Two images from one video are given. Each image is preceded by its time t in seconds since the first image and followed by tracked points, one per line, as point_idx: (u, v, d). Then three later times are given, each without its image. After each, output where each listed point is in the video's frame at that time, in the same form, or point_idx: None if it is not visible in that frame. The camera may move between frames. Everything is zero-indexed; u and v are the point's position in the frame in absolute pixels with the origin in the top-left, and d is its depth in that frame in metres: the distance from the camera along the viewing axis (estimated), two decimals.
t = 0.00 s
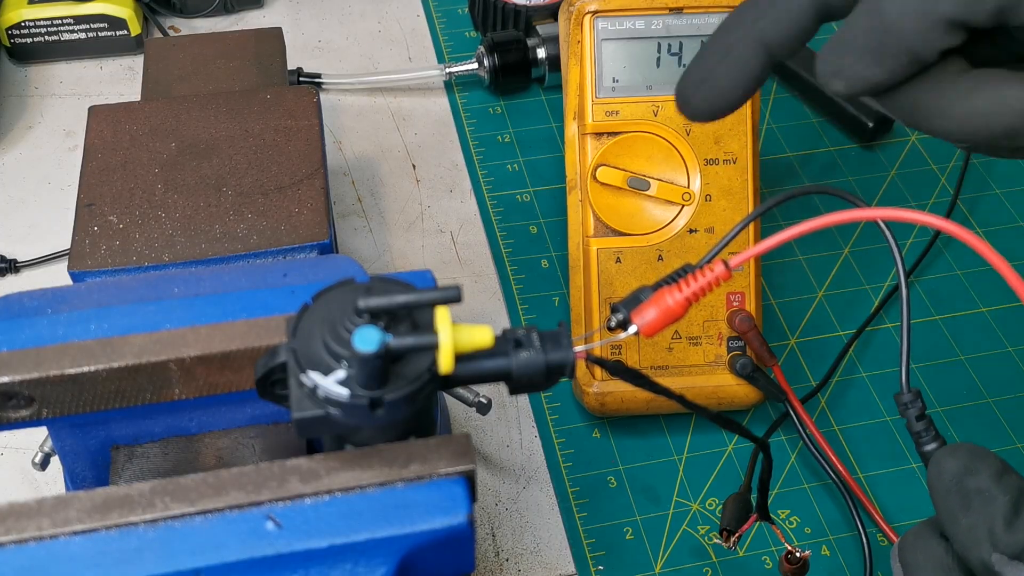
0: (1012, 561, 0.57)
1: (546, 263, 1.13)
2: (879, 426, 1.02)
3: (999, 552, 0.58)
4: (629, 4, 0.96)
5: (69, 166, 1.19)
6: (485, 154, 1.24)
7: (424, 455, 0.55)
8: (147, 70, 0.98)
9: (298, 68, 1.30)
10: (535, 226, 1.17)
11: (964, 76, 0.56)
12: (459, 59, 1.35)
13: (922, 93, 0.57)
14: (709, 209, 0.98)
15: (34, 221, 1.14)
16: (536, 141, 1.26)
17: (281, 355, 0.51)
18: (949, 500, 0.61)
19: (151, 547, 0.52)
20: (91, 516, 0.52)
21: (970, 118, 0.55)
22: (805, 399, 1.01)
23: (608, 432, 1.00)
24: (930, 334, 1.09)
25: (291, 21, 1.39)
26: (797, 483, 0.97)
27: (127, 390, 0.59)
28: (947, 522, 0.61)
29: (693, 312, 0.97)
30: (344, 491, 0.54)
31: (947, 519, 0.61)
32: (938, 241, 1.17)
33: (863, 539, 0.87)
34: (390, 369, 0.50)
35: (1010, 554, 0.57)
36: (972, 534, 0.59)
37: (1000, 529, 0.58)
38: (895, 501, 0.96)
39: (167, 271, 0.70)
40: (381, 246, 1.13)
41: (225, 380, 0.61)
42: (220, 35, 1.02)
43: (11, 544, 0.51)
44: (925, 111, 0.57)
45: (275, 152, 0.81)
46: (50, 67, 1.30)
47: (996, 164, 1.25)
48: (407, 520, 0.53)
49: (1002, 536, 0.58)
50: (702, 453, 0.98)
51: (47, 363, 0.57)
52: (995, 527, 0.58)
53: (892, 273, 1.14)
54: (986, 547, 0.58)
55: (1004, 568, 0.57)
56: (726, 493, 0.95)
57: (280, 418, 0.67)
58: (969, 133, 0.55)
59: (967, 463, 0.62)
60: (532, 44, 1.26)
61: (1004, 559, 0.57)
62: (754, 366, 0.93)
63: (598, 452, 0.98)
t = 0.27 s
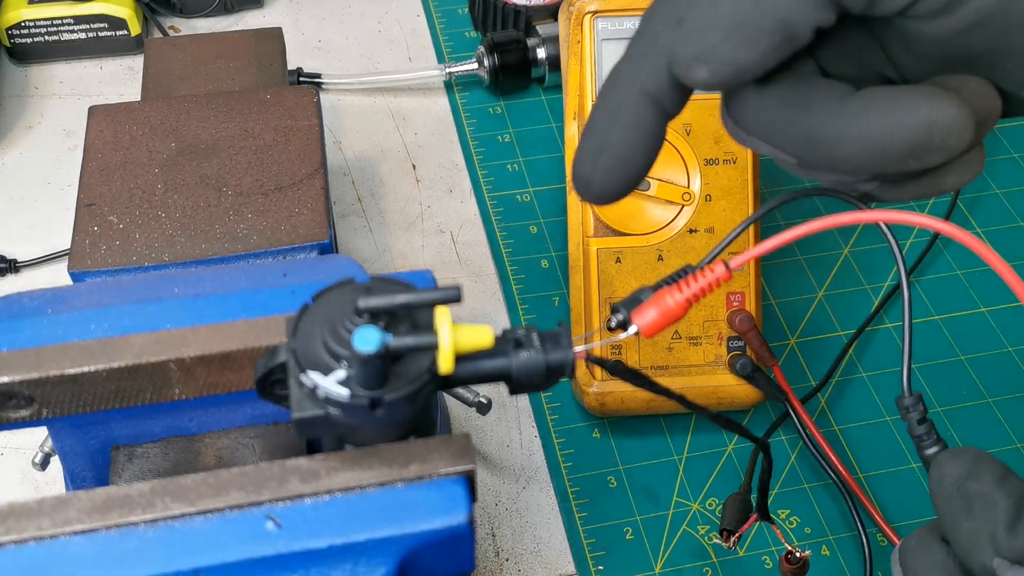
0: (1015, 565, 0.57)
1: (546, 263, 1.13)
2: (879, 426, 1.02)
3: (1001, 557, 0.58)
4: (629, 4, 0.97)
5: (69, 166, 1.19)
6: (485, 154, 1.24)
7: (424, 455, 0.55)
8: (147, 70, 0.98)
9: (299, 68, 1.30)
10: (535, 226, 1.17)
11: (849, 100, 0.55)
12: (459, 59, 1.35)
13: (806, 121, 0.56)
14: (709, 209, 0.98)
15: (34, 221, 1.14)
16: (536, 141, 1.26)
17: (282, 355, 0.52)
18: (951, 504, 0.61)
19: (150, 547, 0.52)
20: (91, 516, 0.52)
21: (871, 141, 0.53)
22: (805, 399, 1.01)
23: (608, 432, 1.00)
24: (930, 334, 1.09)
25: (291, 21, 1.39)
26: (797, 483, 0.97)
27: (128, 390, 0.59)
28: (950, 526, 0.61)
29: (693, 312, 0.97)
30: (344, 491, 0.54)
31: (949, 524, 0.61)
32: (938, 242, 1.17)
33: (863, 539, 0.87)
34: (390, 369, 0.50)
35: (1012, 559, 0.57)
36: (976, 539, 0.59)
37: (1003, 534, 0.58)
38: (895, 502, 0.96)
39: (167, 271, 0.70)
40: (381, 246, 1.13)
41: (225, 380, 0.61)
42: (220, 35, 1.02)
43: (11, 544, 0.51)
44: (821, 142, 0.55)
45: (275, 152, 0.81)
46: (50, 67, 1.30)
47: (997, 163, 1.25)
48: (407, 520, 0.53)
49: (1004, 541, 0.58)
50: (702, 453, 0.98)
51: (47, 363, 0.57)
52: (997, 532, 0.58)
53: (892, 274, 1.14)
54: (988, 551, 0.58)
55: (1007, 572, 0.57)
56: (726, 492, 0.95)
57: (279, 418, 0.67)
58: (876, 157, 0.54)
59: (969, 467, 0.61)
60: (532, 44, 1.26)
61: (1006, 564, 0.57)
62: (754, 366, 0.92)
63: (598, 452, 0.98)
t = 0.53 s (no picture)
0: (1008, 567, 0.57)
1: (546, 263, 1.13)
2: (879, 426, 1.02)
3: (995, 558, 0.58)
4: (629, 4, 0.97)
5: (69, 166, 1.19)
6: (485, 154, 1.24)
7: (424, 455, 0.55)
8: (147, 70, 0.98)
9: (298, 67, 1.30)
10: (535, 226, 1.17)
11: (844, 105, 0.55)
12: (459, 59, 1.35)
13: (805, 126, 0.56)
14: (709, 209, 0.98)
15: (34, 221, 1.14)
16: (536, 141, 1.26)
17: (281, 355, 0.52)
18: (944, 507, 0.61)
19: (150, 547, 0.52)
20: (91, 516, 0.52)
21: (874, 142, 0.53)
22: (805, 399, 1.01)
23: (608, 432, 1.00)
24: (930, 334, 1.09)
25: (291, 21, 1.39)
26: (797, 483, 0.97)
27: (128, 390, 0.59)
28: (942, 528, 0.61)
29: (693, 312, 0.97)
30: (344, 491, 0.54)
31: (942, 525, 0.61)
32: (938, 242, 1.17)
33: (864, 539, 0.87)
34: (390, 369, 0.50)
35: (1006, 561, 0.57)
36: (968, 541, 0.59)
37: (996, 536, 0.58)
38: (895, 501, 0.96)
39: (167, 271, 0.70)
40: (381, 246, 1.13)
41: (225, 380, 0.61)
42: (220, 35, 1.02)
43: (11, 545, 0.51)
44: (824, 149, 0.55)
45: (275, 152, 0.81)
46: (50, 67, 1.30)
47: (997, 164, 1.25)
48: (407, 520, 0.53)
49: (997, 543, 0.58)
50: (702, 453, 0.98)
51: (47, 363, 0.57)
52: (991, 534, 0.58)
53: (892, 273, 1.14)
54: (981, 553, 0.59)
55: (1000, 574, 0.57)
56: (726, 492, 0.95)
57: (280, 418, 0.67)
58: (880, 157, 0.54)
59: (962, 470, 0.61)
60: (532, 44, 1.26)
61: (999, 566, 0.57)
62: (754, 366, 0.92)
63: (598, 452, 0.98)
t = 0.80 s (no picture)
0: (1006, 562, 0.56)
1: (546, 263, 1.13)
2: (879, 426, 1.02)
3: (992, 553, 0.57)
4: (629, 4, 0.97)
5: (69, 166, 1.19)
6: (485, 154, 1.24)
7: (424, 455, 0.55)
8: (147, 70, 0.98)
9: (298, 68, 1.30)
10: (535, 226, 1.17)
11: (851, 100, 0.54)
12: (459, 59, 1.35)
13: (811, 126, 0.55)
14: (709, 209, 0.98)
15: (34, 221, 1.14)
16: (536, 141, 1.26)
17: (281, 355, 0.52)
18: (942, 500, 0.61)
19: (150, 547, 0.52)
20: (91, 516, 0.52)
21: (881, 136, 0.53)
22: (805, 399, 1.01)
23: (608, 432, 1.00)
24: (930, 334, 1.09)
25: (291, 21, 1.39)
26: (797, 483, 0.97)
27: (128, 390, 0.59)
28: (940, 523, 0.61)
29: (693, 312, 0.97)
30: (344, 491, 0.54)
31: (940, 520, 0.61)
32: (938, 241, 1.17)
33: (863, 539, 0.87)
34: (390, 369, 0.50)
35: (1004, 555, 0.57)
36: (966, 535, 0.59)
37: (994, 528, 0.58)
38: (895, 501, 0.96)
39: (167, 271, 0.70)
40: (381, 246, 1.13)
41: (225, 380, 0.61)
42: (220, 35, 1.02)
43: (11, 544, 0.51)
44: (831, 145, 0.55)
45: (275, 152, 0.81)
46: (50, 67, 1.30)
47: (997, 163, 1.25)
48: (407, 520, 0.53)
49: (994, 537, 0.57)
50: (702, 453, 0.98)
51: (47, 363, 0.57)
52: (988, 528, 0.58)
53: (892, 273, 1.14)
54: (979, 548, 0.58)
55: (998, 568, 0.57)
56: (726, 492, 0.95)
57: (280, 418, 0.67)
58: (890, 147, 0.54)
59: (960, 463, 0.61)
60: (532, 44, 1.26)
61: (997, 560, 0.57)
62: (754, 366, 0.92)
63: (598, 452, 0.98)
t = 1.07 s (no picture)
0: (1004, 562, 0.56)
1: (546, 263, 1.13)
2: (879, 426, 1.02)
3: (990, 554, 0.57)
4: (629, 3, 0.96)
5: (69, 166, 1.19)
6: (485, 155, 1.24)
7: (423, 455, 0.55)
8: (147, 70, 0.98)
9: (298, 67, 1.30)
10: (535, 226, 1.17)
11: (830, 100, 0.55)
12: (459, 59, 1.35)
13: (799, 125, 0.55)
14: (709, 209, 0.98)
15: (33, 221, 1.14)
16: (536, 141, 1.26)
17: (281, 355, 0.52)
18: (939, 501, 0.61)
19: (150, 547, 0.52)
20: (91, 516, 0.52)
21: (876, 131, 0.54)
22: (805, 399, 1.01)
23: (608, 432, 1.00)
24: (930, 334, 1.09)
25: (291, 21, 1.39)
26: (797, 483, 0.97)
27: (128, 390, 0.59)
28: (939, 523, 0.61)
29: (693, 312, 0.97)
30: (344, 491, 0.54)
31: (938, 521, 0.61)
32: (938, 242, 1.17)
33: (863, 539, 0.87)
34: (390, 369, 0.50)
35: (1001, 556, 0.56)
36: (965, 536, 0.59)
37: (992, 529, 0.58)
38: (895, 501, 0.96)
39: (167, 271, 0.70)
40: (381, 246, 1.13)
41: (225, 380, 0.61)
42: (220, 35, 1.02)
43: (11, 544, 0.51)
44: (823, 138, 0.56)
45: (275, 152, 0.81)
46: (50, 67, 1.30)
47: (997, 163, 1.25)
48: (407, 520, 0.53)
49: (992, 539, 0.57)
50: (702, 453, 0.98)
51: (47, 363, 0.57)
52: (987, 529, 0.58)
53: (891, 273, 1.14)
54: (977, 549, 0.58)
55: (996, 569, 0.56)
56: (726, 492, 0.95)
57: (280, 418, 0.67)
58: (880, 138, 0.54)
59: (958, 464, 0.61)
60: (532, 44, 1.26)
61: (995, 561, 0.56)
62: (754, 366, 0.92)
63: (598, 452, 0.98)
